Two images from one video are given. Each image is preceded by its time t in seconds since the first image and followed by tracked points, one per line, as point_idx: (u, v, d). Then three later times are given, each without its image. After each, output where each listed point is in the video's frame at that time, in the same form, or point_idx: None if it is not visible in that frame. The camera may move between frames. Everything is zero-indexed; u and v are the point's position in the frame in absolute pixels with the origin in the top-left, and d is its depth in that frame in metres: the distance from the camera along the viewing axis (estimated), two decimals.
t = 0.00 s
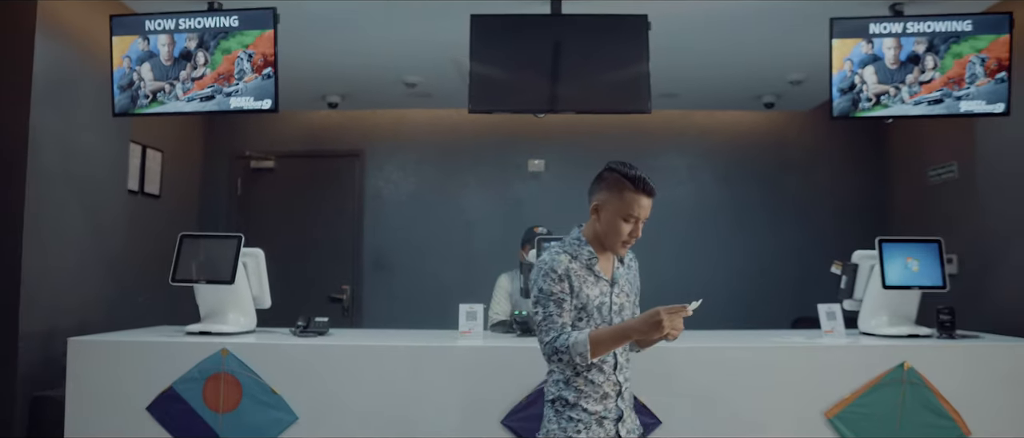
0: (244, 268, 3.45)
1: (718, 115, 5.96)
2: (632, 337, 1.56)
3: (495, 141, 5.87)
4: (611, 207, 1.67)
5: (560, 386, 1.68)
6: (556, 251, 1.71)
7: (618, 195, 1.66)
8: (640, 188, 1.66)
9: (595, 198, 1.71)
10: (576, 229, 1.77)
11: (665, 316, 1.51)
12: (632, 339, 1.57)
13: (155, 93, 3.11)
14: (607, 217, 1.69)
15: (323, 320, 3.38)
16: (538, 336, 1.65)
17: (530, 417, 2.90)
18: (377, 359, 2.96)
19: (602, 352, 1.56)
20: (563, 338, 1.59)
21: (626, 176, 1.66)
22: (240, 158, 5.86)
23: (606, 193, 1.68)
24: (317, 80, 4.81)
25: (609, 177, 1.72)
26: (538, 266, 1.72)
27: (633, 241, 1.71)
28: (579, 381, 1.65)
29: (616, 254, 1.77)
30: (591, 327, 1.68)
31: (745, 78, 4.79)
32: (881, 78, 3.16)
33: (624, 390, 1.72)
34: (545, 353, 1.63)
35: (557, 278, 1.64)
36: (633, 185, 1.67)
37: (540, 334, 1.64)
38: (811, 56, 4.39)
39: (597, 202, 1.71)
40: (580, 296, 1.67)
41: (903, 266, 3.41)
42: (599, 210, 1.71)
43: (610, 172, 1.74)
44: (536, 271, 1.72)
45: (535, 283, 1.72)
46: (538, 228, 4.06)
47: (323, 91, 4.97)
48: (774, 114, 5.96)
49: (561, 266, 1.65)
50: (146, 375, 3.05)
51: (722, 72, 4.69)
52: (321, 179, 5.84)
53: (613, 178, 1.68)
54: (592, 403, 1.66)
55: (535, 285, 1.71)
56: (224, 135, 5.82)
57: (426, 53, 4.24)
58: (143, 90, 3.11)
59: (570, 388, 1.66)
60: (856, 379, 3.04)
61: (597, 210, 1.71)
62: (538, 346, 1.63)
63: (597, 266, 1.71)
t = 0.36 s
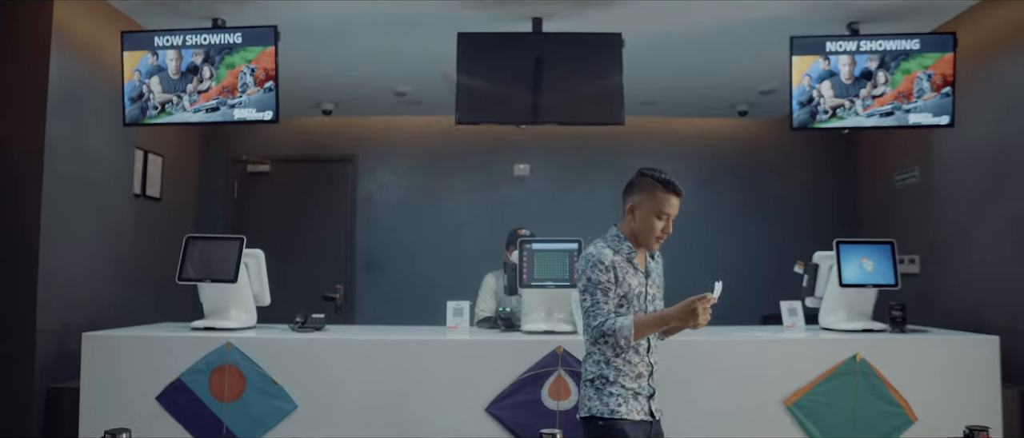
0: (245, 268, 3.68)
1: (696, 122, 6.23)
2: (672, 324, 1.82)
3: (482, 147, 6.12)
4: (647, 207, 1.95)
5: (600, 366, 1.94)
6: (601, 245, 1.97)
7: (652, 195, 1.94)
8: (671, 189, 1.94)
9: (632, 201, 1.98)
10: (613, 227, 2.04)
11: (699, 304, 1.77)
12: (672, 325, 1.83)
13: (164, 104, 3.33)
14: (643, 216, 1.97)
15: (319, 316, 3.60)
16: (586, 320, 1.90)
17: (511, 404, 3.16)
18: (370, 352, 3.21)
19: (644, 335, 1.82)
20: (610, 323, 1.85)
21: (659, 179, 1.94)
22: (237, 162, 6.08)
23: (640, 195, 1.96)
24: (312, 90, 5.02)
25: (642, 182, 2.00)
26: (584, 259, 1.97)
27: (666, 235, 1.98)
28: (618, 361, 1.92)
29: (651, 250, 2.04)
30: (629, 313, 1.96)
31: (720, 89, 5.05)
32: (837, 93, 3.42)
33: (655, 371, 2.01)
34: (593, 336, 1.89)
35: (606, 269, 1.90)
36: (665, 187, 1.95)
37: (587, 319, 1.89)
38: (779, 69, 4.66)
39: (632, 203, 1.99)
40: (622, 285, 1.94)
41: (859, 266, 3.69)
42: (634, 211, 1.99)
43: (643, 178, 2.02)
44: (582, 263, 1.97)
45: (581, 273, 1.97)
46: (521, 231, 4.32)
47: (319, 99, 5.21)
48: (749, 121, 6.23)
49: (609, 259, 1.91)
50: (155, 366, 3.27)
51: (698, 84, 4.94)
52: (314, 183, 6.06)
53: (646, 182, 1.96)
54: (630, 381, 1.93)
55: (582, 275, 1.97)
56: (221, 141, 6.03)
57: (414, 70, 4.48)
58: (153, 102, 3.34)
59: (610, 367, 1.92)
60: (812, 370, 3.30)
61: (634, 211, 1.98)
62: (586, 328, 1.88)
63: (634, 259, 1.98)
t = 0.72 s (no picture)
0: (255, 270, 3.95)
1: (681, 129, 6.50)
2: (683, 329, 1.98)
3: (477, 152, 6.39)
4: (666, 218, 2.13)
5: (615, 363, 2.10)
6: (621, 249, 2.13)
7: (672, 207, 2.11)
8: (689, 203, 2.12)
9: (651, 211, 2.15)
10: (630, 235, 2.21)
11: (707, 314, 1.91)
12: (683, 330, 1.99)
13: (180, 118, 3.59)
14: (661, 225, 2.14)
15: (323, 315, 3.87)
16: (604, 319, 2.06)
17: (502, 396, 3.43)
18: (371, 347, 3.48)
19: (655, 337, 1.99)
20: (629, 322, 2.02)
21: (678, 194, 2.12)
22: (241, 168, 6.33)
23: (659, 206, 2.14)
24: (314, 101, 5.26)
25: (660, 194, 2.17)
26: (603, 262, 2.13)
27: (680, 244, 2.16)
28: (632, 357, 2.09)
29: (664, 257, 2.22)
30: (642, 313, 2.13)
31: (703, 100, 5.31)
32: (804, 108, 3.70)
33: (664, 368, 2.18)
34: (610, 334, 2.05)
35: (627, 271, 2.07)
36: (683, 200, 2.13)
37: (607, 317, 2.05)
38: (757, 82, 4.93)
39: (651, 214, 2.16)
40: (639, 288, 2.11)
41: (826, 268, 3.97)
42: (652, 220, 2.16)
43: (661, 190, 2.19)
44: (601, 266, 2.13)
45: (599, 276, 2.13)
46: (513, 235, 4.59)
47: (322, 109, 5.46)
48: (733, 129, 6.51)
49: (629, 262, 2.08)
50: (172, 361, 3.53)
51: (682, 96, 5.21)
52: (316, 188, 6.32)
53: (667, 195, 2.13)
54: (642, 376, 2.10)
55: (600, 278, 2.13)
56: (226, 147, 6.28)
57: (411, 84, 4.75)
58: (169, 116, 3.59)
59: (624, 363, 2.09)
60: (780, 364, 3.57)
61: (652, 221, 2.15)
62: (606, 326, 2.04)
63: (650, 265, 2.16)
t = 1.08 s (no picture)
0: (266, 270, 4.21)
1: (670, 136, 6.78)
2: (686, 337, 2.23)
3: (474, 158, 6.66)
4: (679, 220, 2.37)
5: (642, 364, 2.38)
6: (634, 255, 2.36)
7: (684, 210, 2.36)
8: (698, 205, 2.38)
9: (664, 215, 2.38)
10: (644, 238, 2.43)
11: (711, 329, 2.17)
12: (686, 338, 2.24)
13: (198, 128, 3.85)
14: (675, 227, 2.38)
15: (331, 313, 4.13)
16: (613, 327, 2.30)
17: (498, 388, 3.70)
18: (376, 343, 3.74)
19: (657, 346, 2.24)
20: (634, 331, 2.26)
21: (688, 197, 2.36)
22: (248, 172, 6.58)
23: (671, 210, 2.38)
24: (320, 110, 5.52)
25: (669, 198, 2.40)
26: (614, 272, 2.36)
27: (690, 243, 2.41)
28: (656, 357, 2.37)
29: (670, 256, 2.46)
30: (655, 314, 2.37)
31: (690, 109, 5.58)
32: (780, 120, 3.97)
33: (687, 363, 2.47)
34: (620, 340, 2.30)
35: (633, 282, 2.30)
36: (691, 203, 2.38)
37: (613, 325, 2.29)
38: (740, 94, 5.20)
39: (663, 217, 2.39)
40: (648, 293, 2.35)
41: (801, 270, 4.23)
42: (664, 224, 2.40)
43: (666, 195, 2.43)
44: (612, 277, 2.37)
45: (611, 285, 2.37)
46: (508, 238, 4.85)
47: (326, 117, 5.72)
48: (719, 135, 6.78)
49: (637, 273, 2.31)
50: (190, 356, 3.79)
51: (669, 106, 5.48)
52: (320, 191, 6.58)
53: (679, 199, 2.37)
54: (667, 373, 2.39)
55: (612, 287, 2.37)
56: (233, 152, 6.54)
57: (411, 95, 5.01)
58: (187, 126, 3.85)
59: (650, 363, 2.37)
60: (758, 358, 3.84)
61: (666, 223, 2.38)
62: (611, 333, 2.28)
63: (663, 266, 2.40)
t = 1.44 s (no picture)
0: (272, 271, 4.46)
1: (657, 142, 7.05)
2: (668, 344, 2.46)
3: (467, 162, 6.91)
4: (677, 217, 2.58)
5: (636, 357, 2.59)
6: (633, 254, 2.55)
7: (683, 208, 2.57)
8: (693, 206, 2.60)
9: (664, 215, 2.59)
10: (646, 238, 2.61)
11: (690, 344, 2.40)
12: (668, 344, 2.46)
13: (209, 137, 4.09)
14: (674, 225, 2.58)
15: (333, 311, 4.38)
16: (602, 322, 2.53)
17: (491, 380, 3.97)
18: (377, 339, 3.99)
19: (641, 346, 2.44)
20: (620, 327, 2.47)
21: (684, 196, 2.59)
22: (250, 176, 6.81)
23: (670, 209, 2.59)
24: (321, 117, 5.76)
25: (666, 200, 2.62)
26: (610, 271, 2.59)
27: (687, 242, 2.61)
28: (648, 351, 2.57)
29: (669, 257, 2.64)
30: (649, 311, 2.55)
31: (675, 118, 5.86)
32: (755, 130, 4.25)
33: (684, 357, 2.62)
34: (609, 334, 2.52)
35: (624, 280, 2.51)
36: (687, 204, 2.61)
37: (601, 318, 2.53)
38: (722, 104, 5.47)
39: (663, 217, 2.60)
40: (640, 290, 2.54)
41: (776, 270, 4.50)
42: (663, 223, 2.60)
43: (662, 200, 2.65)
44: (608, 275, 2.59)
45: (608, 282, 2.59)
46: (500, 240, 5.10)
47: (327, 124, 5.98)
48: (704, 141, 7.06)
49: (629, 272, 2.52)
50: (202, 351, 4.03)
51: (655, 115, 5.74)
52: (319, 194, 6.82)
53: (677, 199, 2.59)
54: (661, 367, 2.57)
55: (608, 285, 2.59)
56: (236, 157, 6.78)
57: (407, 104, 5.27)
58: (199, 135, 4.09)
59: (643, 357, 2.57)
60: (734, 352, 4.11)
61: (665, 222, 2.59)
62: (599, 326, 2.51)
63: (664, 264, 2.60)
